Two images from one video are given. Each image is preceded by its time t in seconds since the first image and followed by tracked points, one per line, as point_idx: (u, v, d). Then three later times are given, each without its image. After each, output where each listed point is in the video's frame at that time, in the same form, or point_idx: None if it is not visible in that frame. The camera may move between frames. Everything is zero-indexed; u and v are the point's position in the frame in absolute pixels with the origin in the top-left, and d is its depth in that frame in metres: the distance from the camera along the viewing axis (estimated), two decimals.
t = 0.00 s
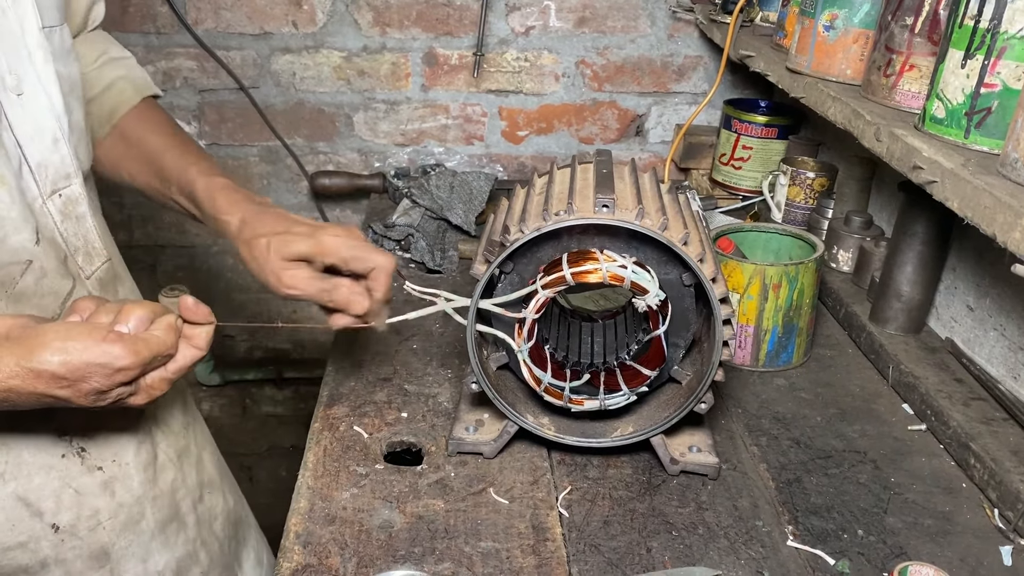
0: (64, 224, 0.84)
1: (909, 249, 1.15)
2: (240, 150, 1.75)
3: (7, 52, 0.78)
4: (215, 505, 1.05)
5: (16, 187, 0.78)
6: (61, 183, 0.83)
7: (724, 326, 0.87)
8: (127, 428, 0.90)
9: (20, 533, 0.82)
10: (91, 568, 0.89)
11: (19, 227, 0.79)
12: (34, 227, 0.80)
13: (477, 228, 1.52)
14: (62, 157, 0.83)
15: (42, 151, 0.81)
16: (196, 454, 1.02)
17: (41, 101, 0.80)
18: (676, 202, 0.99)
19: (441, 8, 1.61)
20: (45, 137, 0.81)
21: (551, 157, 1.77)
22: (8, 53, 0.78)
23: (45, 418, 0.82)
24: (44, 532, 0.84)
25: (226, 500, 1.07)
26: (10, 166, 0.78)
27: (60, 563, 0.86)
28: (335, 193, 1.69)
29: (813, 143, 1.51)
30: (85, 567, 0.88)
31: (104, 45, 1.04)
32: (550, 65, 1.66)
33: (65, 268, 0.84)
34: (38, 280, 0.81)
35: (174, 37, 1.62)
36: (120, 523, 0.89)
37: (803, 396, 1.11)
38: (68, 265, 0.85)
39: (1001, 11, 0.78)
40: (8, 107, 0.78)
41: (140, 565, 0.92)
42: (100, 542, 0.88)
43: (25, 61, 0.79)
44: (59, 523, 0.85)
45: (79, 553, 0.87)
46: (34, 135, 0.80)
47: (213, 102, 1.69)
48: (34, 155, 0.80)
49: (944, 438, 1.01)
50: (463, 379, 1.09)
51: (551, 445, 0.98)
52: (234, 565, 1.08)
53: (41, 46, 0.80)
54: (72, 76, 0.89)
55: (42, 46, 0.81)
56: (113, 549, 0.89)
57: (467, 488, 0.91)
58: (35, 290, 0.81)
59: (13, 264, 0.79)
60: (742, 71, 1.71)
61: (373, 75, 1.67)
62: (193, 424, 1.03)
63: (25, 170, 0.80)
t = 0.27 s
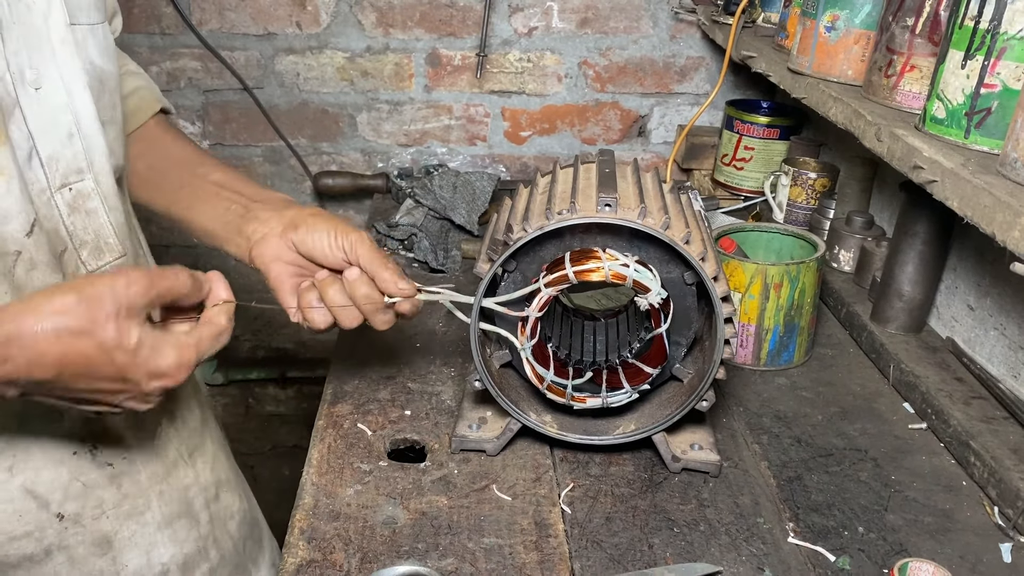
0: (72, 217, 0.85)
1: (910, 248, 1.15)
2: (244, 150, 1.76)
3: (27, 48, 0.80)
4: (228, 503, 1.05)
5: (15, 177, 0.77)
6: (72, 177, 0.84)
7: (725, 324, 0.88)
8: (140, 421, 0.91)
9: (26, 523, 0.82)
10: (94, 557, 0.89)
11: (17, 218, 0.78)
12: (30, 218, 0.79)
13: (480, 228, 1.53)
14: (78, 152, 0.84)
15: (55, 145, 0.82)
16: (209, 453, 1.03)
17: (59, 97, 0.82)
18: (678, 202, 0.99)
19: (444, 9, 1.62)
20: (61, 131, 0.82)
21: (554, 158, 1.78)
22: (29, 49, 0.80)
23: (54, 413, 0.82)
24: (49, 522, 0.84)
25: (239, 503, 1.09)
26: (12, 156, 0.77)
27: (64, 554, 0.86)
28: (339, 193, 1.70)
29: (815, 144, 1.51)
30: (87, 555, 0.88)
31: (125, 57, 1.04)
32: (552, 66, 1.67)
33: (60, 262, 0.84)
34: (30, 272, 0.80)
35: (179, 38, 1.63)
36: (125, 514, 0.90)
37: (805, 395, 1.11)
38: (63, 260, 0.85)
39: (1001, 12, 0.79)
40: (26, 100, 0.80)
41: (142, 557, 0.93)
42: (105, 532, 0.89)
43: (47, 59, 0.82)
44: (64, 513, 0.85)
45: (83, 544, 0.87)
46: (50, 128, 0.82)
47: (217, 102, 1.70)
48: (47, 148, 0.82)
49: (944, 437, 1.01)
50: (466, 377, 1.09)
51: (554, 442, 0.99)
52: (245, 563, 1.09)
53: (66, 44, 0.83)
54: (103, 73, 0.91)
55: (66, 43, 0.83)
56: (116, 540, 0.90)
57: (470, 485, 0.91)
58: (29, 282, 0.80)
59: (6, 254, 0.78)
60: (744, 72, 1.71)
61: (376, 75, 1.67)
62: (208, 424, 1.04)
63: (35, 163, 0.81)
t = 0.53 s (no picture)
0: (73, 213, 0.86)
1: (903, 247, 1.17)
2: (244, 150, 1.77)
3: (32, 47, 0.81)
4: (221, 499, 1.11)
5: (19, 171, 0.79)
6: (73, 173, 0.85)
7: (720, 321, 0.89)
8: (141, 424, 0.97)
9: (23, 512, 0.89)
10: (87, 547, 0.95)
11: (21, 211, 0.80)
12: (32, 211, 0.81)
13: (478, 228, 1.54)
14: (78, 148, 0.86)
15: (58, 142, 0.84)
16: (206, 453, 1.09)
17: (61, 95, 0.84)
18: (673, 200, 1.01)
19: (443, 10, 1.63)
20: (62, 128, 0.84)
21: (552, 158, 1.79)
22: (32, 47, 0.81)
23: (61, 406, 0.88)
24: (47, 513, 0.90)
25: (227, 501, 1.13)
26: (15, 149, 0.78)
27: (57, 542, 0.93)
28: (338, 192, 1.71)
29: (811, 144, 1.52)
30: (81, 548, 0.95)
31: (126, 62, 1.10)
32: (550, 67, 1.68)
33: (61, 257, 0.86)
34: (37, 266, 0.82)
35: (180, 38, 1.64)
36: (122, 512, 0.96)
37: (799, 392, 1.12)
38: (64, 254, 0.86)
39: (991, 13, 0.80)
40: (29, 97, 0.81)
41: (136, 549, 0.99)
42: (101, 528, 0.95)
43: (52, 58, 0.83)
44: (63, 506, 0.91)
45: (77, 535, 0.94)
46: (53, 125, 0.83)
47: (217, 102, 1.71)
48: (50, 145, 0.83)
49: (936, 433, 1.03)
50: (464, 374, 1.10)
51: (550, 438, 1.00)
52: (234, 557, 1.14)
53: (69, 43, 0.85)
54: (105, 73, 0.93)
55: (70, 43, 0.85)
56: (111, 533, 0.96)
57: (468, 479, 0.92)
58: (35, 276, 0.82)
59: (15, 246, 0.80)
60: (741, 72, 1.72)
61: (376, 76, 1.69)
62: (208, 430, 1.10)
63: (38, 159, 0.82)
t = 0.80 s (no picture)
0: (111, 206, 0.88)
1: (897, 246, 1.18)
2: (244, 149, 1.78)
3: (67, 46, 0.80)
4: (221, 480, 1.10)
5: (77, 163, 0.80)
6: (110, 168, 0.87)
7: (716, 317, 0.90)
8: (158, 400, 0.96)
9: (64, 496, 0.86)
10: (123, 532, 0.93)
11: (76, 202, 0.81)
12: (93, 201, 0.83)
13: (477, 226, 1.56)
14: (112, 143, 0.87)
15: (105, 133, 0.86)
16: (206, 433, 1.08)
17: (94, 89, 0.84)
18: (670, 198, 1.02)
19: (442, 11, 1.64)
20: (101, 123, 0.85)
21: (550, 158, 1.80)
22: (72, 46, 0.81)
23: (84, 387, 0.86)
24: (83, 495, 0.88)
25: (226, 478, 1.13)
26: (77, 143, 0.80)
27: (96, 527, 0.90)
28: (338, 191, 1.72)
29: (806, 144, 1.54)
30: (117, 531, 0.92)
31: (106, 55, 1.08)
32: (549, 68, 1.70)
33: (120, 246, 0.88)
34: (89, 252, 0.84)
35: (180, 38, 1.65)
36: (149, 487, 0.95)
37: (794, 387, 1.14)
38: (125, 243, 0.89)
39: (983, 14, 0.82)
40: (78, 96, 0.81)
41: (165, 530, 0.98)
42: (134, 506, 0.93)
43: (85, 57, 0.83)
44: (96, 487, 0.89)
45: (113, 515, 0.91)
46: (97, 119, 0.84)
47: (218, 102, 1.72)
48: (101, 138, 0.85)
49: (930, 428, 1.04)
50: (464, 370, 1.12)
51: (549, 432, 1.01)
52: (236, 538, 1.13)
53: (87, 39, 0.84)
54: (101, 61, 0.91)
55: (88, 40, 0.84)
56: (142, 511, 0.95)
57: (468, 473, 0.94)
58: (84, 260, 0.83)
59: (70, 236, 0.81)
60: (737, 73, 1.74)
61: (375, 76, 1.70)
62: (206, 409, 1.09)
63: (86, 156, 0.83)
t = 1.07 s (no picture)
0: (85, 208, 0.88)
1: (893, 244, 1.19)
2: (242, 149, 1.78)
3: (30, 47, 0.82)
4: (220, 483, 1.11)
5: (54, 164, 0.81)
6: (73, 170, 0.87)
7: (714, 314, 0.91)
8: (154, 401, 0.96)
9: (55, 498, 0.87)
10: (114, 534, 0.93)
11: (54, 203, 0.82)
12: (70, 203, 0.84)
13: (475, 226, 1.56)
14: (74, 146, 0.87)
15: (59, 139, 0.85)
16: (205, 435, 1.08)
17: (56, 94, 0.85)
18: (668, 197, 1.03)
19: (440, 11, 1.65)
20: (60, 127, 0.85)
21: (547, 158, 1.81)
22: (30, 47, 0.82)
23: (78, 390, 0.87)
24: (75, 497, 0.88)
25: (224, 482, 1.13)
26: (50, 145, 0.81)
27: (86, 528, 0.90)
28: (335, 191, 1.73)
29: (802, 144, 1.55)
30: (109, 533, 0.93)
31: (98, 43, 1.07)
32: (546, 68, 1.70)
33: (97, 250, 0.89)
34: (67, 255, 0.84)
35: (178, 38, 1.66)
36: (144, 490, 0.95)
37: (791, 385, 1.15)
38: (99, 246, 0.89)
39: (978, 14, 0.83)
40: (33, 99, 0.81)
41: (158, 533, 0.97)
42: (126, 507, 0.93)
43: (43, 59, 0.83)
44: (88, 489, 0.89)
45: (105, 517, 0.92)
46: (53, 124, 0.84)
47: (216, 102, 1.72)
48: (55, 145, 0.84)
49: (925, 425, 1.05)
50: (463, 368, 1.12)
51: (548, 430, 1.02)
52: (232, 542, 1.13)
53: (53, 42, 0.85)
54: (82, 73, 0.93)
55: (54, 42, 0.85)
56: (135, 513, 0.95)
57: (467, 470, 0.94)
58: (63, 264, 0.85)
59: (48, 237, 0.82)
60: (734, 74, 1.75)
61: (373, 76, 1.70)
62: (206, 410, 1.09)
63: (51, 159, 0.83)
